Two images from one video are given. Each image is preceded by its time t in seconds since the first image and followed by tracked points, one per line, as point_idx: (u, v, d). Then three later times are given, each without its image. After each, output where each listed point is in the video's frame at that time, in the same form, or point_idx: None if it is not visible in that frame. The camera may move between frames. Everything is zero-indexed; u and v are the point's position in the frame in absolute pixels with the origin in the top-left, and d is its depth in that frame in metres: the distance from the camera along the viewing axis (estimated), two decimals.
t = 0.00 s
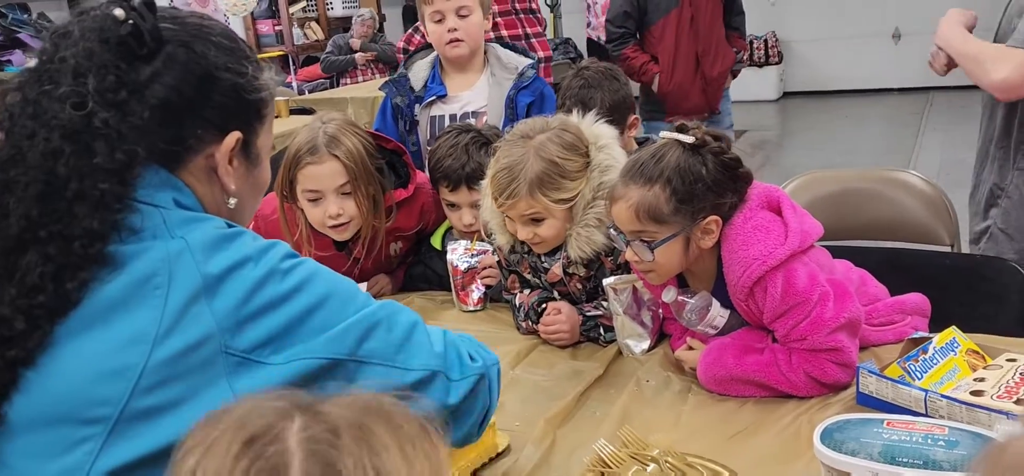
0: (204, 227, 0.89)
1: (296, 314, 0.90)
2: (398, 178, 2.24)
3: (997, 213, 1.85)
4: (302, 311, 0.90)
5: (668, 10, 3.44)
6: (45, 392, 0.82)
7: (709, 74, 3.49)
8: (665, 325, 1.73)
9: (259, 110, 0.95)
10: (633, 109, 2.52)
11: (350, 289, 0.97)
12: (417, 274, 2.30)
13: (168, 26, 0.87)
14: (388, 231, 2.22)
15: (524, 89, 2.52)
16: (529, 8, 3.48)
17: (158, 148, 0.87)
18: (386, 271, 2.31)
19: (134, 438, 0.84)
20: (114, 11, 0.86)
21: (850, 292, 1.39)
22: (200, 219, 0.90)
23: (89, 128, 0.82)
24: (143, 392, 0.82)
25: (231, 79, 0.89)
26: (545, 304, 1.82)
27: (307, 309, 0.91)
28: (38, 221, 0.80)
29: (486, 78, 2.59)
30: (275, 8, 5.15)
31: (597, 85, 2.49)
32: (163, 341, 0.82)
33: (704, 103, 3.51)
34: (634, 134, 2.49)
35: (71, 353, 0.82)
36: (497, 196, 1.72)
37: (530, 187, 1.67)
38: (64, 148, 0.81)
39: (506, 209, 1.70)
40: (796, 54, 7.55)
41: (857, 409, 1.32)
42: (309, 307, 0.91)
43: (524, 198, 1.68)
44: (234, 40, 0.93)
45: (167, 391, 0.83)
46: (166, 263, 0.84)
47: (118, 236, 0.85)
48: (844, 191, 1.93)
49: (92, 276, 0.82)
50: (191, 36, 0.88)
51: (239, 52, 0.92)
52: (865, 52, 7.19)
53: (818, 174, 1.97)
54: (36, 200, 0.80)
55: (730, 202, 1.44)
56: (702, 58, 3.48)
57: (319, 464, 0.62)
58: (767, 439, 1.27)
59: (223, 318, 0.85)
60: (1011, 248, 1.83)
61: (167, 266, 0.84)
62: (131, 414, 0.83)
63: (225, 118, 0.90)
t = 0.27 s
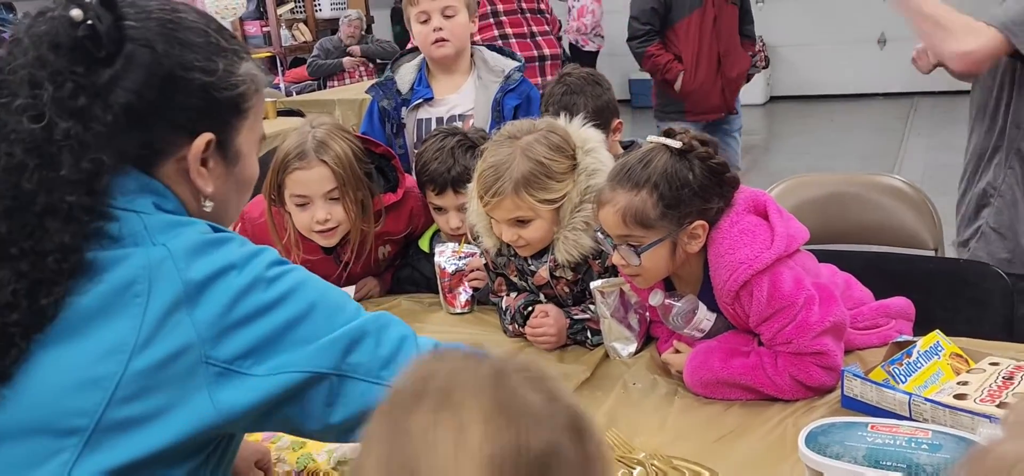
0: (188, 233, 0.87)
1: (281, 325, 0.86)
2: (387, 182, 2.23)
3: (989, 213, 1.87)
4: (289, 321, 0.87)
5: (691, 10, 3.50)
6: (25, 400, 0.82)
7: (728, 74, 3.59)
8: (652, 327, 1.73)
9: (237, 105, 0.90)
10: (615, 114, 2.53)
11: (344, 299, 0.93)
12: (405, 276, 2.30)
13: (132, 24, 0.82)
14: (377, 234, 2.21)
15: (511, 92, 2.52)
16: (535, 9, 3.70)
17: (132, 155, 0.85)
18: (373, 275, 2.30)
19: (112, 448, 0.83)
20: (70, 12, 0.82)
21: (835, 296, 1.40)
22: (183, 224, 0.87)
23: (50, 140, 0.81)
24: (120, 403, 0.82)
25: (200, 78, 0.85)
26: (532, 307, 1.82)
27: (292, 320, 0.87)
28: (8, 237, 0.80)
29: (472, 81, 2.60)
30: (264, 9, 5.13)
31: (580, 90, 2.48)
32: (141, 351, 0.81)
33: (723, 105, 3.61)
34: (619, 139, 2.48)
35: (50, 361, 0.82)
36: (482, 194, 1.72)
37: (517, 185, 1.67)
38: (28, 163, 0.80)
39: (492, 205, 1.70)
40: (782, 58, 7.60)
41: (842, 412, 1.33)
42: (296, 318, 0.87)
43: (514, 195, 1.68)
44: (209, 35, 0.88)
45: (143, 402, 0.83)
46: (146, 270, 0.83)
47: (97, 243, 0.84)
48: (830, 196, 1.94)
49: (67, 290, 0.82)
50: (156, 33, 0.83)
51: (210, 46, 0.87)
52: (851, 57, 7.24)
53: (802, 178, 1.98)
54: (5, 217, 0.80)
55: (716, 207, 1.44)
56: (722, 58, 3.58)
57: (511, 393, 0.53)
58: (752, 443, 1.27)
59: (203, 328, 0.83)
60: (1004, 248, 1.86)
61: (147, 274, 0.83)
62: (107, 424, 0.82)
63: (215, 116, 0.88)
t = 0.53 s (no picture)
0: (175, 241, 0.85)
1: (268, 338, 0.85)
2: (376, 180, 2.23)
3: (981, 220, 1.87)
4: (276, 334, 0.85)
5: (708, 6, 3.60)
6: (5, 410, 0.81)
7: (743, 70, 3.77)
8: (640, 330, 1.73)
9: (222, 101, 0.89)
10: (600, 117, 2.53)
11: (334, 313, 0.92)
12: (393, 278, 2.30)
13: (112, 20, 0.81)
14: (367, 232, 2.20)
15: (497, 94, 2.51)
16: (540, 8, 3.77)
17: (107, 155, 0.83)
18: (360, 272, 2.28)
19: (93, 463, 0.82)
20: (49, 8, 0.81)
21: (822, 300, 1.41)
22: (170, 229, 0.86)
23: (23, 140, 0.79)
24: (101, 415, 0.80)
25: (184, 74, 0.84)
26: (521, 310, 1.82)
27: (280, 334, 0.86)
28: None
29: (458, 84, 2.60)
30: (253, 12, 5.12)
31: (564, 96, 2.48)
32: (123, 363, 0.80)
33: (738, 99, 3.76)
34: (604, 143, 2.48)
35: (31, 370, 0.81)
36: (472, 193, 1.72)
37: (507, 184, 1.67)
38: None
39: (483, 204, 1.70)
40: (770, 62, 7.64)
41: (829, 415, 1.33)
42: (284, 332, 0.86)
43: (504, 196, 1.68)
44: (193, 29, 0.87)
45: (125, 415, 0.81)
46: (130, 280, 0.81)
47: (77, 249, 0.82)
48: (818, 200, 1.95)
49: (45, 297, 0.81)
50: (137, 28, 0.82)
51: (195, 40, 0.86)
52: (838, 62, 7.30)
53: (792, 182, 1.98)
54: None
55: (705, 210, 1.45)
56: (737, 54, 3.73)
57: None
58: (739, 446, 1.28)
59: (187, 340, 0.82)
60: (997, 255, 1.85)
61: (130, 284, 0.81)
62: (87, 437, 0.81)
63: (201, 113, 0.87)
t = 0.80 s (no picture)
0: (154, 245, 0.85)
1: (247, 344, 0.84)
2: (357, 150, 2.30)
3: (966, 225, 1.89)
4: (255, 341, 0.84)
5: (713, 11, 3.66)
6: None
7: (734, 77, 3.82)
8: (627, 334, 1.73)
9: (205, 103, 0.89)
10: (590, 121, 2.54)
11: (316, 319, 0.91)
12: (380, 280, 2.28)
13: (96, 20, 0.81)
14: (347, 204, 2.22)
15: (479, 96, 2.51)
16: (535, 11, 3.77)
17: (87, 156, 0.83)
18: (343, 255, 2.28)
19: (67, 472, 0.81)
20: (31, 7, 0.80)
21: (808, 303, 1.41)
22: (149, 233, 0.86)
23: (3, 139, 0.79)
24: (75, 423, 0.80)
25: (169, 75, 0.84)
26: (508, 313, 1.82)
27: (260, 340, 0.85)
28: None
29: (441, 88, 2.59)
30: (239, 14, 5.09)
31: (554, 97, 2.49)
32: (97, 369, 0.79)
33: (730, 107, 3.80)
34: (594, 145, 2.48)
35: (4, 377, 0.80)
36: (460, 195, 1.72)
37: (495, 186, 1.67)
38: None
39: (471, 206, 1.70)
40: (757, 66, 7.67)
41: (814, 418, 1.33)
42: (264, 339, 0.85)
43: (492, 198, 1.68)
44: (176, 31, 0.87)
45: (100, 423, 0.80)
46: (106, 285, 0.80)
47: (54, 252, 0.82)
48: (804, 204, 1.96)
49: (23, 297, 0.80)
50: (120, 29, 0.81)
51: (178, 42, 0.86)
52: (824, 66, 7.34)
53: (779, 185, 1.99)
54: None
55: (692, 214, 1.45)
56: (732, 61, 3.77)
57: None
58: (725, 449, 1.28)
59: (164, 347, 0.81)
60: (980, 260, 1.86)
61: (105, 288, 0.80)
62: (61, 445, 0.80)
63: (184, 114, 0.87)
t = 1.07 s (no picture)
0: (124, 251, 0.84)
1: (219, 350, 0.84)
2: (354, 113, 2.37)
3: (958, 230, 1.90)
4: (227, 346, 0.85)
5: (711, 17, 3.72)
6: None
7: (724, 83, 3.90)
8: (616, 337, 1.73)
9: (184, 106, 0.89)
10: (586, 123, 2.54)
11: (289, 322, 0.91)
12: (368, 283, 2.25)
13: (69, 19, 0.80)
14: (338, 160, 2.24)
15: (466, 99, 2.52)
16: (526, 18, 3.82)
17: (56, 160, 0.83)
18: (332, 219, 2.27)
19: None
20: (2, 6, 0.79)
21: (794, 306, 1.42)
22: (120, 238, 0.85)
23: None
24: (42, 433, 0.79)
25: (144, 76, 0.83)
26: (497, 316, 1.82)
27: (232, 346, 0.85)
28: None
29: (427, 90, 2.59)
30: (228, 16, 5.07)
31: (549, 97, 2.49)
32: (65, 380, 0.78)
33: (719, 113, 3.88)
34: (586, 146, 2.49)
35: None
36: (449, 198, 1.72)
37: (483, 190, 1.67)
38: None
39: (459, 209, 1.70)
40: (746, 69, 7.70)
41: (801, 420, 1.34)
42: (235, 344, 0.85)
43: (480, 202, 1.68)
44: (154, 31, 0.86)
45: (68, 432, 0.80)
46: (74, 293, 0.80)
47: (22, 259, 0.81)
48: (790, 206, 1.97)
49: None
50: (96, 28, 0.81)
51: (154, 42, 0.86)
52: (812, 69, 7.38)
53: (765, 188, 2.00)
54: None
55: (680, 217, 1.46)
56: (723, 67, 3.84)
57: None
58: (712, 452, 1.28)
59: (133, 355, 0.81)
60: (972, 265, 1.88)
61: (72, 296, 0.80)
62: (27, 455, 0.79)
63: (163, 117, 0.87)
